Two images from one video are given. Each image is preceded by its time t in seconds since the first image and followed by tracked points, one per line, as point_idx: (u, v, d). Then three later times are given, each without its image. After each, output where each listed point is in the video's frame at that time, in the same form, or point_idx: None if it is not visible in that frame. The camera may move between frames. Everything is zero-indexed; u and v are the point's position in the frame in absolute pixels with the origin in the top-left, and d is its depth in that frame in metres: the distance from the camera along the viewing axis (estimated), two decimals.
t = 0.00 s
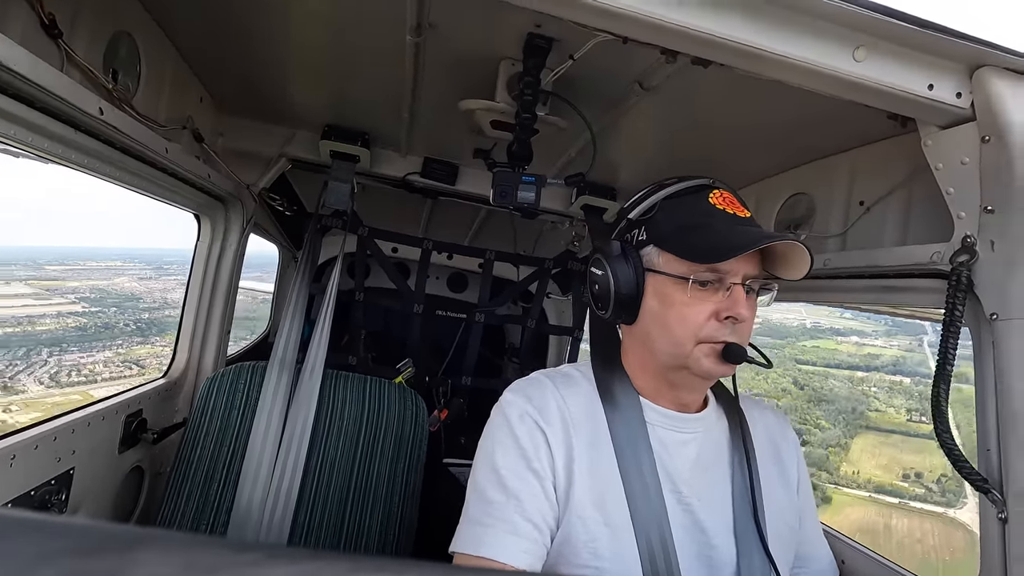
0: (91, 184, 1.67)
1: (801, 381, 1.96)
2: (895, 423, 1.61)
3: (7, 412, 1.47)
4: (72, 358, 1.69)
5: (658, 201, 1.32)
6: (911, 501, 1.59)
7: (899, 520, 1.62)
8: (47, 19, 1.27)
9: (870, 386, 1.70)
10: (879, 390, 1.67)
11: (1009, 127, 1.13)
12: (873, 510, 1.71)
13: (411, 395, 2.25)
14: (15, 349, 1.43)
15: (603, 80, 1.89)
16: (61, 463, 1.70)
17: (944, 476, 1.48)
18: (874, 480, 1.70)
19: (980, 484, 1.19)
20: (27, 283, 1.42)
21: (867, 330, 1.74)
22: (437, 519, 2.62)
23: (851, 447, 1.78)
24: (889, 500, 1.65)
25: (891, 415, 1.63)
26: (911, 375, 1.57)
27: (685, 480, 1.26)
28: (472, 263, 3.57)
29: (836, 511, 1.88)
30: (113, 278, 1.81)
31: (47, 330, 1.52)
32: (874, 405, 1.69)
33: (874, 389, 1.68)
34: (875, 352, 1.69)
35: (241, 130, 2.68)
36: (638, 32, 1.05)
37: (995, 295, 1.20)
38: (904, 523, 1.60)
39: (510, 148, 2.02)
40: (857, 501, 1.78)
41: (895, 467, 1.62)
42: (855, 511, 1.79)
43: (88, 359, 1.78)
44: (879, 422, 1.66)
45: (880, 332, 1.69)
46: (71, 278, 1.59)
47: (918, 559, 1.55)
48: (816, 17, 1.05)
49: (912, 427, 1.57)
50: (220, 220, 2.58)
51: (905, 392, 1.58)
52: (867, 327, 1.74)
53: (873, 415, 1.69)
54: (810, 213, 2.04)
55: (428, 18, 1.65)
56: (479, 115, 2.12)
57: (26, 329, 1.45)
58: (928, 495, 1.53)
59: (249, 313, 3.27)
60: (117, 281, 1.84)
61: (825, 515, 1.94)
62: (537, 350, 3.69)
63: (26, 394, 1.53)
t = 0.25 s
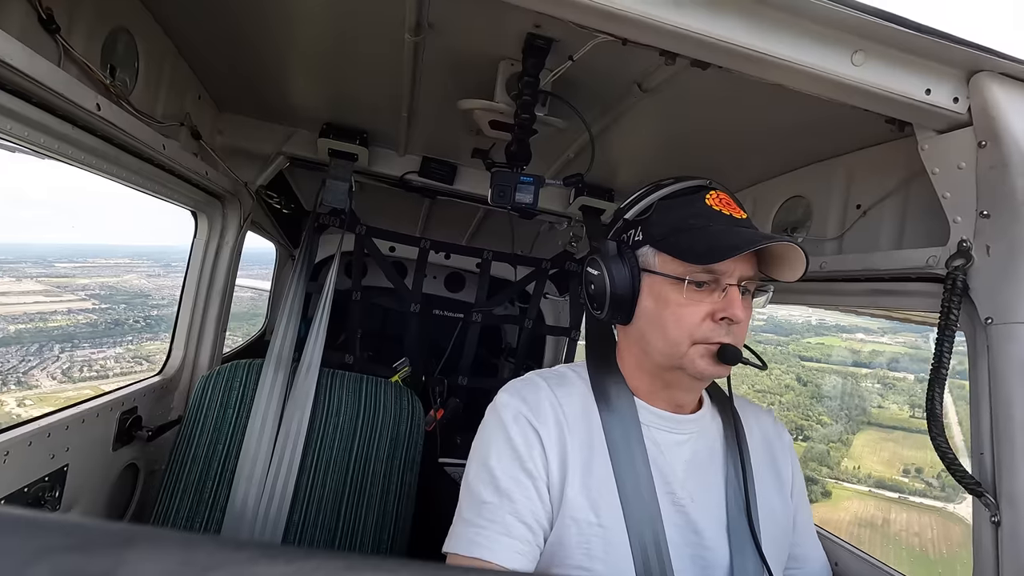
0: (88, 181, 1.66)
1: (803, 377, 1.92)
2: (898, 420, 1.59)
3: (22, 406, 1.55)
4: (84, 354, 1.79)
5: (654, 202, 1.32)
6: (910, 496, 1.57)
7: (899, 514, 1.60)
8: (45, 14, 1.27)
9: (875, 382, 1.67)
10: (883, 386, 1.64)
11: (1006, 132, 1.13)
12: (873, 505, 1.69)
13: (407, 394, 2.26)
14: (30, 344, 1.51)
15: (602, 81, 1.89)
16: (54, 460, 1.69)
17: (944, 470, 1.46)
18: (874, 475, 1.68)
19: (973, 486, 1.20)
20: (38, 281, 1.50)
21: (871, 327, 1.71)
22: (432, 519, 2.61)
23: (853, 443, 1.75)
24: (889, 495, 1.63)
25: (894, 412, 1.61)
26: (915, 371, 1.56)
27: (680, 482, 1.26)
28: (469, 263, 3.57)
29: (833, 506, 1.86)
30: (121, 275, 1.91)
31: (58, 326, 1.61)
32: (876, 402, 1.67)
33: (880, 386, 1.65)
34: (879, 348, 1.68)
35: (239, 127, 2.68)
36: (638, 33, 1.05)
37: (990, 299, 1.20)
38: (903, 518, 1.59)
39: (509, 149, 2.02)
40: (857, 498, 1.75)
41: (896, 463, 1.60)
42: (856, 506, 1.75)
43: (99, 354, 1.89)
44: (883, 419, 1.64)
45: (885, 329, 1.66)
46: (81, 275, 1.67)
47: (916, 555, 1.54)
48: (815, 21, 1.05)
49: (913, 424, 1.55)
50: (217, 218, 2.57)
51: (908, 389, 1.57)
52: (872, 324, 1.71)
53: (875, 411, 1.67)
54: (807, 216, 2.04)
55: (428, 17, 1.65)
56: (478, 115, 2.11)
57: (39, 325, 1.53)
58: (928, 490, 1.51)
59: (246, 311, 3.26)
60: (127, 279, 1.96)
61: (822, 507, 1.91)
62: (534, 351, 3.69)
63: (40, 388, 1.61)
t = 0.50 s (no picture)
0: (85, 176, 1.66)
1: (807, 374, 1.93)
2: (902, 416, 1.58)
3: (35, 400, 1.64)
4: (95, 350, 1.87)
5: (648, 203, 1.33)
6: (909, 490, 1.56)
7: (898, 509, 1.59)
8: (44, 8, 1.26)
9: (879, 379, 1.66)
10: (887, 382, 1.63)
11: (1003, 138, 1.13)
12: (872, 499, 1.67)
13: (403, 393, 2.26)
14: (42, 340, 1.57)
15: (602, 82, 1.89)
16: (49, 456, 1.69)
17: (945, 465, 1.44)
18: (875, 469, 1.66)
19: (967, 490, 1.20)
20: (50, 278, 1.55)
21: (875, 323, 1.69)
22: (428, 519, 2.61)
23: (854, 438, 1.74)
24: (888, 490, 1.62)
25: (898, 408, 1.59)
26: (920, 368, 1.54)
27: (673, 483, 1.26)
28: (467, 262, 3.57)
29: (832, 501, 1.83)
30: (131, 273, 1.99)
31: (70, 322, 1.66)
32: (880, 397, 1.65)
33: (883, 382, 1.64)
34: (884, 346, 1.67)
35: (238, 124, 2.67)
36: (639, 35, 1.05)
37: (986, 304, 1.21)
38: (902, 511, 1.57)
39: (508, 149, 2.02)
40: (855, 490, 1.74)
41: (897, 458, 1.60)
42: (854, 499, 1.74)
43: (110, 351, 1.99)
44: (885, 415, 1.63)
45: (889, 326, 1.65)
46: (90, 273, 1.71)
47: (914, 550, 1.52)
48: (814, 24, 1.05)
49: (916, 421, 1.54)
50: (214, 214, 2.57)
51: (912, 386, 1.56)
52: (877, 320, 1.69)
53: (877, 407, 1.66)
54: (805, 219, 2.05)
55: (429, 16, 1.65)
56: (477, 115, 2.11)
57: (51, 322, 1.58)
58: (928, 484, 1.49)
59: (243, 308, 3.25)
60: (137, 276, 2.04)
61: (821, 502, 1.88)
62: (531, 351, 3.69)
63: (53, 384, 1.70)
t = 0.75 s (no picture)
0: (84, 169, 1.65)
1: (810, 370, 1.94)
2: (904, 412, 1.56)
3: (48, 393, 1.74)
4: (105, 346, 1.99)
5: (639, 204, 1.33)
6: (909, 486, 1.54)
7: (898, 503, 1.58)
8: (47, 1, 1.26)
9: (882, 375, 1.66)
10: (891, 379, 1.63)
11: (1003, 147, 1.14)
12: (872, 493, 1.66)
13: (399, 392, 2.24)
14: (53, 336, 1.66)
15: (604, 84, 1.89)
16: (43, 449, 1.68)
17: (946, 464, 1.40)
18: (875, 465, 1.65)
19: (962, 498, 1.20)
20: (60, 275, 1.61)
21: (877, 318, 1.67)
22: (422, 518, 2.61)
23: (856, 434, 1.73)
24: (889, 485, 1.60)
25: (900, 405, 1.58)
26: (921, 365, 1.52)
27: (664, 487, 1.26)
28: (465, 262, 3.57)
29: (832, 496, 1.83)
30: (140, 270, 2.08)
31: (81, 319, 1.77)
32: (883, 394, 1.64)
33: (887, 378, 1.64)
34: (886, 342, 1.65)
35: (239, 120, 2.67)
36: (641, 38, 1.05)
37: (983, 313, 1.21)
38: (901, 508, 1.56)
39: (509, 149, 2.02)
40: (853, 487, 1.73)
41: (897, 453, 1.58)
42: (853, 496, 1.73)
43: (121, 347, 2.11)
44: (888, 411, 1.61)
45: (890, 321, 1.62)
46: (99, 270, 1.78)
47: (913, 544, 1.50)
48: (815, 30, 1.06)
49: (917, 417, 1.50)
50: (214, 210, 2.56)
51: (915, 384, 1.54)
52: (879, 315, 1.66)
53: (881, 404, 1.65)
54: (804, 225, 2.05)
55: (432, 15, 1.64)
56: (478, 115, 2.11)
57: (62, 318, 1.67)
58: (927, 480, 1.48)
59: (241, 304, 3.25)
60: (145, 273, 2.14)
61: (822, 497, 1.87)
62: (528, 352, 3.69)
63: (65, 378, 1.80)
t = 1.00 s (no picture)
0: (86, 166, 1.65)
1: (812, 367, 1.91)
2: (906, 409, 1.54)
3: (62, 387, 1.83)
4: (117, 343, 2.08)
5: (639, 207, 1.33)
6: (911, 481, 1.52)
7: (898, 497, 1.56)
8: None
9: (886, 371, 1.64)
10: (894, 375, 1.60)
11: (1004, 154, 1.14)
12: (872, 488, 1.64)
13: (399, 392, 2.25)
14: (66, 333, 1.72)
15: (607, 86, 1.89)
16: (41, 444, 1.68)
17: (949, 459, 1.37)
18: (876, 460, 1.63)
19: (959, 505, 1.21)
20: (72, 273, 1.66)
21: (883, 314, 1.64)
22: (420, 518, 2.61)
23: (859, 429, 1.71)
24: (890, 479, 1.58)
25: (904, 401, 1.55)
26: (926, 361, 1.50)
27: (663, 490, 1.26)
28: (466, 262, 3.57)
29: (832, 490, 1.80)
30: (149, 267, 2.17)
31: (93, 316, 1.84)
32: (887, 390, 1.62)
33: (890, 374, 1.61)
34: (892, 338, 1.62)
35: (241, 118, 2.67)
36: (644, 40, 1.05)
37: (983, 319, 1.21)
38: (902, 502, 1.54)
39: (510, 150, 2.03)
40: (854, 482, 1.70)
41: (898, 449, 1.56)
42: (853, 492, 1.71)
43: (132, 343, 2.21)
44: (891, 407, 1.58)
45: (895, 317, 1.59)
46: (111, 267, 1.85)
47: (912, 537, 1.50)
48: (818, 34, 1.06)
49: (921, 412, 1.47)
50: (215, 207, 2.56)
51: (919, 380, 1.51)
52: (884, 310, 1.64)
53: (884, 400, 1.62)
54: (804, 229, 2.05)
55: (435, 15, 1.64)
56: (480, 115, 2.11)
57: (73, 315, 1.72)
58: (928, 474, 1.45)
59: (240, 302, 3.25)
60: (154, 270, 2.23)
61: (822, 491, 1.85)
62: (528, 353, 3.69)
63: (77, 373, 1.89)
